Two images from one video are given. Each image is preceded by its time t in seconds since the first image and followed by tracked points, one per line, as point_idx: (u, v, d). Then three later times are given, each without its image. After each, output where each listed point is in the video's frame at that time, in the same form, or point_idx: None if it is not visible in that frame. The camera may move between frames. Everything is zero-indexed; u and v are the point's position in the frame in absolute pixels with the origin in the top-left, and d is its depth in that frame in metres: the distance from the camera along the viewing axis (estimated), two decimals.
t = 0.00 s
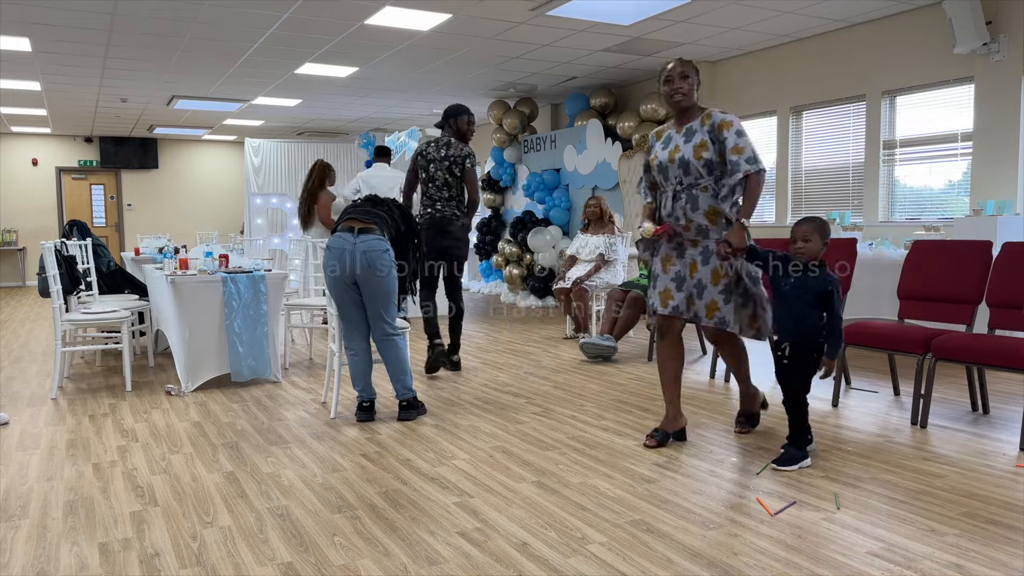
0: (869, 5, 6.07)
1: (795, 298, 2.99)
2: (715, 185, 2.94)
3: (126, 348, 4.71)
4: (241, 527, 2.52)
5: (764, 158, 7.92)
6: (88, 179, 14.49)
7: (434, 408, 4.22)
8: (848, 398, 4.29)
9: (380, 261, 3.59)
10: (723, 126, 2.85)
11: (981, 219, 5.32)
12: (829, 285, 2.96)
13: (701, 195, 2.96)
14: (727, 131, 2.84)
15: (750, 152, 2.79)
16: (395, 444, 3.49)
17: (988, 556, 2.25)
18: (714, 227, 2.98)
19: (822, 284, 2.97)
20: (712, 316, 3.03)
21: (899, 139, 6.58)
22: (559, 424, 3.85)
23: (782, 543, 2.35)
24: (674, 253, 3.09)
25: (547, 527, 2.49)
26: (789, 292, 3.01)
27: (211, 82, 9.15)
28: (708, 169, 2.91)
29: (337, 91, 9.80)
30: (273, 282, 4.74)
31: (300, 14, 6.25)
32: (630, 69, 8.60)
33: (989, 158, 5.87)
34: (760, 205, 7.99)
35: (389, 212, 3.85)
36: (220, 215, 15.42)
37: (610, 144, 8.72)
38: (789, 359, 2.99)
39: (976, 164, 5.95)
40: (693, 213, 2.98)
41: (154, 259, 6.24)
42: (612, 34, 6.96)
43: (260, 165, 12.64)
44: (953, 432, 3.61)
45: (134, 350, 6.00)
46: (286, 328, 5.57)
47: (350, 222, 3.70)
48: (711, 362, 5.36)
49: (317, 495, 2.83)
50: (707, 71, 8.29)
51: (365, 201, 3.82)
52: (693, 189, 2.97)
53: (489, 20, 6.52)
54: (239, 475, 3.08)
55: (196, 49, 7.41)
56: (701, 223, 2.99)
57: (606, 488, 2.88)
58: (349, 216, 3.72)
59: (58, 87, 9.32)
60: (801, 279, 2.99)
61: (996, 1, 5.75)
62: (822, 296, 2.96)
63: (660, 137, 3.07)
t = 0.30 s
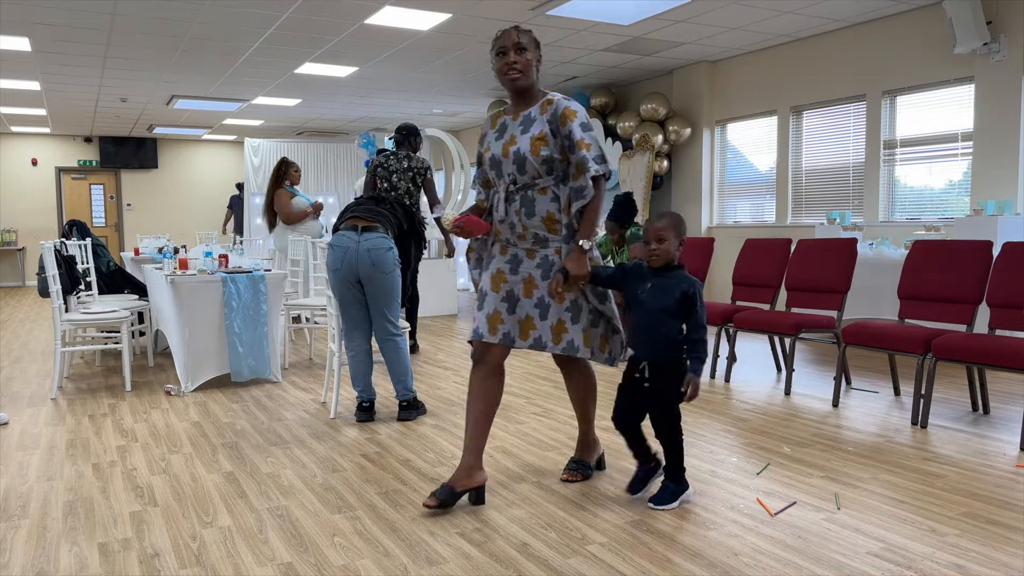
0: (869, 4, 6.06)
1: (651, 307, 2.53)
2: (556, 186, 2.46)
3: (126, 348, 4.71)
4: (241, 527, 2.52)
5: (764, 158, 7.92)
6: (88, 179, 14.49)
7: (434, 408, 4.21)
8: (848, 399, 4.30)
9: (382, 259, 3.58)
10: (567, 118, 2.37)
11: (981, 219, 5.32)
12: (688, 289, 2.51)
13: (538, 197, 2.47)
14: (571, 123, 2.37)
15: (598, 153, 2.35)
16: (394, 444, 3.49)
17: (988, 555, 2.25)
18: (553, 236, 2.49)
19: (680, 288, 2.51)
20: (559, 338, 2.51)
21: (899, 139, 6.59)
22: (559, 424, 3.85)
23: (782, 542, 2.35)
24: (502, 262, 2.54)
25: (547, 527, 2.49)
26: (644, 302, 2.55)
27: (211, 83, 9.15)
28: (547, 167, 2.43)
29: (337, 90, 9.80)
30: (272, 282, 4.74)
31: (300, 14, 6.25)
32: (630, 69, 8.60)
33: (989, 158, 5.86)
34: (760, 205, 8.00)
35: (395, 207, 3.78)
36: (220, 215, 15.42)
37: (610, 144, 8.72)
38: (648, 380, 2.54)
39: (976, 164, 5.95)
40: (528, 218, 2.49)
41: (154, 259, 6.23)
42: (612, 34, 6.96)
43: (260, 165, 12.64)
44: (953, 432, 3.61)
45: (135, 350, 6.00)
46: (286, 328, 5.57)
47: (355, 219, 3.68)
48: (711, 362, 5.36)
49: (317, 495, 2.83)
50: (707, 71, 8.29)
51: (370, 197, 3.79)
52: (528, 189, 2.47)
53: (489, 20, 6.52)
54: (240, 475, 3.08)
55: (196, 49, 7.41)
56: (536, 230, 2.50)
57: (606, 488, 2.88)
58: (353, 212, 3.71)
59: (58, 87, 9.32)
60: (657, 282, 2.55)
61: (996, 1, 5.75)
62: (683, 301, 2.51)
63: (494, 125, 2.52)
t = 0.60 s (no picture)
0: (869, 4, 6.06)
1: (444, 342, 1.63)
2: (297, 168, 1.62)
3: (126, 348, 4.71)
4: (241, 527, 2.52)
5: (764, 158, 7.92)
6: (87, 179, 14.49)
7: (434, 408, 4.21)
8: (848, 399, 4.30)
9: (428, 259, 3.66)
10: (311, 67, 1.55)
11: (981, 219, 5.32)
12: (501, 307, 1.68)
13: (273, 178, 1.61)
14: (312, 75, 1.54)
15: (351, 118, 1.55)
16: (394, 444, 3.49)
17: (988, 555, 2.25)
18: (295, 233, 1.64)
19: (486, 309, 1.66)
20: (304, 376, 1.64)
21: (899, 139, 6.59)
22: (559, 424, 3.84)
23: (782, 543, 2.35)
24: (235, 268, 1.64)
25: (547, 528, 2.49)
26: (432, 337, 1.65)
27: (211, 82, 9.15)
28: (282, 137, 1.59)
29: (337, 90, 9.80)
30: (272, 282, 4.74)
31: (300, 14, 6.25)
32: (630, 69, 8.59)
33: (989, 157, 5.86)
34: (760, 205, 7.99)
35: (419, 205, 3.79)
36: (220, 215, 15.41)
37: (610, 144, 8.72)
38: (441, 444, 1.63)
39: (976, 164, 5.94)
40: (258, 208, 1.62)
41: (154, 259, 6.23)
42: (612, 34, 6.96)
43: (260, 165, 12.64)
44: (953, 432, 3.60)
45: (134, 350, 6.00)
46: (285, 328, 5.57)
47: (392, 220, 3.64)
48: (710, 362, 5.35)
49: (317, 495, 2.83)
50: (707, 71, 8.29)
51: (391, 195, 3.72)
52: (257, 168, 1.61)
53: (489, 20, 6.52)
54: (239, 475, 3.08)
55: (196, 49, 7.41)
56: (270, 224, 1.63)
57: (606, 488, 2.88)
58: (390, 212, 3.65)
59: (58, 87, 9.32)
60: (452, 307, 1.65)
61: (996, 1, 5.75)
62: (491, 326, 1.66)
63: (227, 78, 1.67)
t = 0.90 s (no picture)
0: (869, 4, 6.06)
1: None
2: None
3: (126, 348, 4.71)
4: (241, 527, 2.52)
5: (764, 158, 7.92)
6: (88, 179, 14.49)
7: (434, 408, 4.21)
8: (848, 399, 4.31)
9: (428, 259, 3.69)
10: None
11: (981, 219, 5.32)
12: (41, 370, 1.01)
13: None
14: None
15: None
16: (394, 444, 3.49)
17: (988, 555, 2.25)
18: None
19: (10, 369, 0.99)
20: None
21: (899, 139, 6.58)
22: (559, 424, 3.84)
23: (782, 543, 2.35)
24: None
25: (547, 527, 2.49)
26: None
27: (211, 83, 9.16)
28: None
29: (337, 90, 9.80)
30: (273, 282, 4.74)
31: (300, 14, 6.25)
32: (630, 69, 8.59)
33: (989, 157, 5.86)
34: (760, 205, 7.99)
35: (419, 205, 3.82)
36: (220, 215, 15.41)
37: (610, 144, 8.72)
38: None
39: (976, 164, 5.94)
40: None
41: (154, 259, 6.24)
42: (612, 34, 6.96)
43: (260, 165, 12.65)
44: (953, 432, 3.61)
45: (135, 350, 6.01)
46: (286, 328, 5.57)
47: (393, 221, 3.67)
48: (710, 362, 5.35)
49: (316, 495, 2.83)
50: (707, 71, 8.29)
51: (392, 196, 3.76)
52: None
53: (489, 20, 6.52)
54: (239, 475, 3.08)
55: (196, 49, 7.41)
56: None
57: (606, 488, 2.88)
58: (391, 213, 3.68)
59: (58, 87, 9.32)
60: None
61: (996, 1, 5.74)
62: (7, 396, 1.00)
63: None
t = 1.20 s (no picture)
0: (869, 5, 6.06)
1: None
2: None
3: (126, 348, 4.71)
4: (241, 527, 2.52)
5: (764, 158, 7.92)
6: (88, 179, 14.49)
7: (434, 408, 4.21)
8: (847, 399, 4.31)
9: (415, 258, 3.67)
10: None
11: (981, 219, 5.32)
12: None
13: None
14: None
15: None
16: (395, 444, 3.49)
17: (988, 555, 2.25)
18: None
19: None
20: None
21: (899, 139, 6.58)
22: (559, 424, 3.84)
23: (782, 543, 2.35)
24: None
25: (547, 527, 2.49)
26: None
27: (211, 83, 9.16)
28: None
29: (337, 90, 9.80)
30: (273, 282, 4.75)
31: (300, 14, 6.25)
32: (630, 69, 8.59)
33: (990, 157, 5.86)
34: (760, 205, 8.00)
35: (412, 204, 3.81)
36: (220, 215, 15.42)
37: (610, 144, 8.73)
38: None
39: (976, 165, 5.94)
40: None
41: (154, 259, 6.24)
42: (612, 34, 6.96)
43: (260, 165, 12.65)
44: (953, 432, 3.61)
45: (134, 350, 6.01)
46: (286, 328, 5.57)
47: (379, 220, 3.68)
48: (710, 362, 5.36)
49: (317, 495, 2.83)
50: (707, 71, 8.29)
51: (385, 196, 3.77)
52: None
53: (489, 20, 6.52)
54: (240, 475, 3.08)
55: (196, 49, 7.41)
56: None
57: (606, 488, 2.88)
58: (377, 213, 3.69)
59: (58, 87, 9.32)
60: None
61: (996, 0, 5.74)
62: None
63: None
